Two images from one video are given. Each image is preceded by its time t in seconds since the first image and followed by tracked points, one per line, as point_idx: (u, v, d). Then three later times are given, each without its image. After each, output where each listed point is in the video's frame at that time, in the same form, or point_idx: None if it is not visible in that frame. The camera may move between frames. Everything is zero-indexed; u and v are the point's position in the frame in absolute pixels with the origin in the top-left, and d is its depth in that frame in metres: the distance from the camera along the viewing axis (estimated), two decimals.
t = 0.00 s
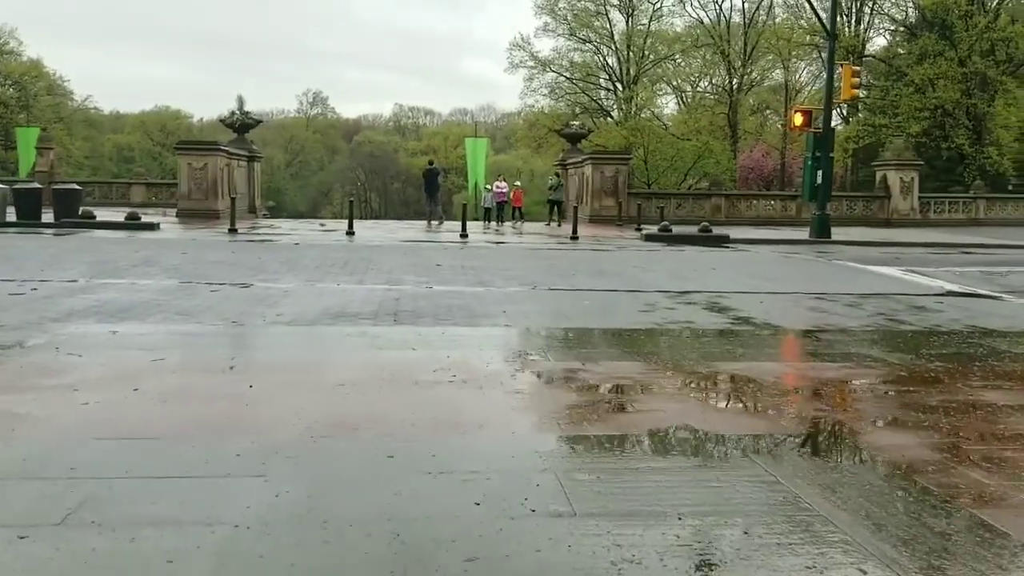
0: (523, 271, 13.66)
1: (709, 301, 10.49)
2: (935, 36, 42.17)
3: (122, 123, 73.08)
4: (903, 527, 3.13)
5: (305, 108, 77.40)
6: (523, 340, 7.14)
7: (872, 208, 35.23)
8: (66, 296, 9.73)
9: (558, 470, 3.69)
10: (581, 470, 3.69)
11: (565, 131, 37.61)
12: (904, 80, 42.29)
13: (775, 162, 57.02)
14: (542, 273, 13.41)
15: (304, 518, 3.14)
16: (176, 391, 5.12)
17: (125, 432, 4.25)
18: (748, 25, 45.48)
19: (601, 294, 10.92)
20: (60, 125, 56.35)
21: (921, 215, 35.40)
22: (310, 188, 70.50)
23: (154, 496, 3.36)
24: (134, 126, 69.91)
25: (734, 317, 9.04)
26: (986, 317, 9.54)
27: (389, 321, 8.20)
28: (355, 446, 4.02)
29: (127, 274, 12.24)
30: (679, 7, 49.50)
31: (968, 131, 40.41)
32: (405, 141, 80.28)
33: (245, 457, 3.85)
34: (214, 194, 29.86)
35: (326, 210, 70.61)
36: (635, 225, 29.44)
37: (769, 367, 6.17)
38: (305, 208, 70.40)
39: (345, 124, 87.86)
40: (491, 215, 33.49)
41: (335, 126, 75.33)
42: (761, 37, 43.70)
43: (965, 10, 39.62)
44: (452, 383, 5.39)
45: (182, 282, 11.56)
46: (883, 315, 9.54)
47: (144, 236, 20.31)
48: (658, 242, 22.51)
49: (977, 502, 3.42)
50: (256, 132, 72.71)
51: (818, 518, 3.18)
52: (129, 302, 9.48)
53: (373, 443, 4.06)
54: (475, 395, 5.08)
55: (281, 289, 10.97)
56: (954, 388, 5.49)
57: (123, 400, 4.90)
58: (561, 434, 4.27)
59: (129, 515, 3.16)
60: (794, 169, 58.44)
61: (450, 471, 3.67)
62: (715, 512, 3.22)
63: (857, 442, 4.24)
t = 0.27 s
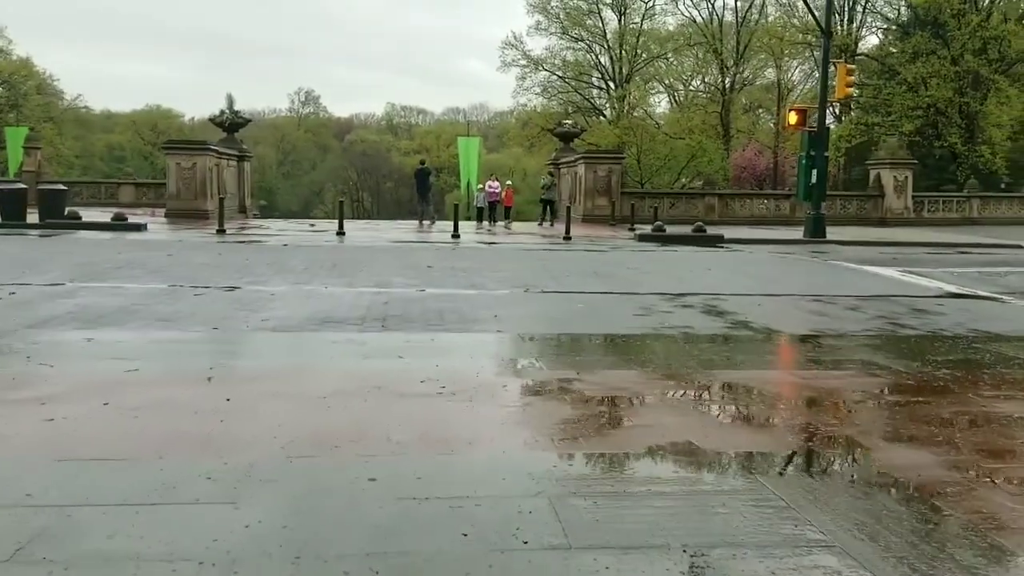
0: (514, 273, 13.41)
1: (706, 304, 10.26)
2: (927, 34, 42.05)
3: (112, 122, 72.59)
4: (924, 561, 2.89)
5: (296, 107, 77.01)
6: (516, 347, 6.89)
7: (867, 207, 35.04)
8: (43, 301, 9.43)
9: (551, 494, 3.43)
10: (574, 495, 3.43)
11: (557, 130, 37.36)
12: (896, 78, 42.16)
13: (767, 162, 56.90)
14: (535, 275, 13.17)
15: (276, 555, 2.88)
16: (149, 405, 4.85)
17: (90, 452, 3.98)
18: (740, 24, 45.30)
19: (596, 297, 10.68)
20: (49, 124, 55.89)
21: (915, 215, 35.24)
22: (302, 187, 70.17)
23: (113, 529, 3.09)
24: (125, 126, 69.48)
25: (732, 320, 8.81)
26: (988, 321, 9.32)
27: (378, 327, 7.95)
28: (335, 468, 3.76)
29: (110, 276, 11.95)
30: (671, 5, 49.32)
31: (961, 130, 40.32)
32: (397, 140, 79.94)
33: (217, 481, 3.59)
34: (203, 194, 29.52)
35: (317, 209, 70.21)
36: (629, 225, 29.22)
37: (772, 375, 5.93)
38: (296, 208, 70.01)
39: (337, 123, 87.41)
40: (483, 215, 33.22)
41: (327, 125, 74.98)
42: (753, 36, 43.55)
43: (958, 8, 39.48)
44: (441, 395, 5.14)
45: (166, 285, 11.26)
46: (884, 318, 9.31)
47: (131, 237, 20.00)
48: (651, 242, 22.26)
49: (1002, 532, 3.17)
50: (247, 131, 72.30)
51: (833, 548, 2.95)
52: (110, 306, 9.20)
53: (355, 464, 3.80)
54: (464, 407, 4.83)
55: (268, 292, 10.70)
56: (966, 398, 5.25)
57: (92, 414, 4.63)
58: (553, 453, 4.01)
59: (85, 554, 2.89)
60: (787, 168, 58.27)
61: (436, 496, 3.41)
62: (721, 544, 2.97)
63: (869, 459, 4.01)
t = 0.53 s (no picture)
0: (507, 275, 13.20)
1: (702, 308, 10.07)
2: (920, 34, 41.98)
3: (103, 122, 72.22)
4: None
5: (288, 106, 76.73)
6: (510, 356, 6.67)
7: (861, 207, 34.94)
8: (23, 306, 9.19)
9: (547, 523, 3.22)
10: (573, 524, 3.21)
11: (550, 130, 37.18)
12: (889, 79, 42.13)
13: (761, 162, 56.86)
14: (529, 278, 12.96)
15: None
16: (123, 421, 4.60)
17: (58, 474, 3.75)
18: (733, 24, 45.20)
19: (591, 301, 10.48)
20: (39, 123, 55.54)
21: (909, 215, 35.15)
22: (294, 186, 69.94)
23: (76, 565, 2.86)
24: (116, 125, 69.13)
25: (730, 326, 8.62)
26: (990, 326, 9.15)
27: (367, 333, 7.73)
28: (318, 493, 3.53)
29: (94, 280, 11.69)
30: (664, 4, 49.21)
31: (954, 130, 40.32)
32: (390, 139, 79.68)
33: (191, 508, 3.36)
34: (193, 194, 29.23)
35: (309, 209, 69.91)
36: (622, 226, 29.04)
37: (774, 387, 5.73)
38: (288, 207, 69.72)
39: (329, 122, 87.07)
40: (476, 215, 33.02)
41: (319, 125, 74.71)
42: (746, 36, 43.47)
43: (951, 9, 39.45)
44: (431, 408, 4.92)
45: (151, 289, 11.03)
46: (885, 323, 9.14)
47: (119, 238, 19.74)
48: (646, 243, 22.09)
49: None
50: (239, 130, 71.99)
51: None
52: (92, 311, 8.96)
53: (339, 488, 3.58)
54: (455, 424, 4.60)
55: (256, 296, 10.47)
56: (978, 412, 5.05)
57: (63, 431, 4.40)
58: (549, 473, 3.80)
59: None
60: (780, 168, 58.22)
61: (423, 526, 3.19)
62: None
63: (882, 481, 3.80)
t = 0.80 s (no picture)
0: (502, 277, 13.02)
1: (701, 312, 9.92)
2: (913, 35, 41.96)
3: (94, 121, 71.77)
4: None
5: (280, 106, 76.40)
6: (506, 363, 6.49)
7: (855, 208, 34.85)
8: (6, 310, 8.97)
9: (551, 547, 3.03)
10: (578, 549, 3.03)
11: (543, 130, 36.99)
12: (882, 79, 42.10)
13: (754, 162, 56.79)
14: (524, 279, 12.78)
15: None
16: (106, 433, 4.42)
17: (32, 494, 3.54)
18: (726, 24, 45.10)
19: (587, 304, 10.32)
20: (29, 122, 55.14)
21: (903, 216, 35.06)
22: (286, 185, 69.64)
23: None
24: (107, 124, 68.73)
25: (729, 330, 8.46)
26: (993, 330, 9.01)
27: (359, 338, 7.54)
28: (306, 513, 3.35)
29: (81, 282, 11.46)
30: (656, 4, 49.11)
31: (946, 131, 40.30)
32: (382, 138, 79.38)
33: (172, 531, 3.17)
34: (183, 194, 28.96)
35: (301, 208, 69.66)
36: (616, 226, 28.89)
37: (780, 394, 5.57)
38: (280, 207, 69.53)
39: (321, 121, 86.72)
40: (469, 215, 32.83)
41: (311, 124, 74.38)
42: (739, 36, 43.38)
43: (943, 9, 39.41)
44: (426, 420, 4.74)
45: (139, 292, 10.81)
46: (886, 327, 8.99)
47: (108, 239, 19.49)
48: (640, 244, 21.94)
49: None
50: (230, 130, 71.63)
51: None
52: (77, 315, 8.76)
53: (329, 508, 3.39)
54: (453, 435, 4.43)
55: (246, 300, 10.27)
56: (990, 423, 4.90)
57: (40, 445, 4.20)
58: (551, 490, 3.62)
59: None
60: (772, 168, 58.17)
61: (420, 551, 3.00)
62: None
63: (899, 499, 3.63)
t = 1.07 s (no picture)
0: (494, 281, 12.79)
1: (697, 319, 9.73)
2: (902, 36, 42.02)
3: (79, 119, 71.19)
4: None
5: (267, 104, 75.97)
6: (501, 376, 6.26)
7: (844, 210, 34.79)
8: None
9: None
10: None
11: (533, 130, 36.79)
12: (870, 80, 42.15)
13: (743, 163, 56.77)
14: (516, 284, 12.56)
15: None
16: (79, 457, 4.16)
17: None
18: (715, 25, 45.10)
19: (581, 310, 10.11)
20: (13, 120, 54.60)
21: (892, 217, 35.02)
22: (273, 185, 69.24)
23: None
24: (92, 123, 68.17)
25: (727, 338, 8.27)
26: (995, 337, 8.85)
27: (348, 347, 7.30)
28: (293, 550, 3.11)
29: (61, 286, 11.16)
30: (645, 4, 49.04)
31: (934, 132, 40.34)
32: (370, 138, 79.04)
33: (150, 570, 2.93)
34: (169, 194, 28.62)
35: (288, 208, 69.30)
36: (606, 228, 28.71)
37: (789, 410, 5.36)
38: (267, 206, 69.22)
39: (308, 121, 86.37)
40: (458, 216, 32.60)
41: (299, 123, 73.97)
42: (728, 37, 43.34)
43: (932, 10, 39.49)
44: (420, 438, 4.51)
45: (121, 297, 10.53)
46: (887, 334, 8.82)
47: (91, 240, 19.16)
48: (631, 246, 21.75)
49: None
50: (217, 129, 71.15)
51: None
52: (55, 322, 8.48)
53: (320, 543, 3.17)
54: (449, 458, 4.19)
55: (231, 305, 10.01)
56: (1007, 442, 4.70)
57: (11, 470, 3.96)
58: (557, 520, 3.40)
59: None
60: (761, 169, 58.21)
61: None
62: None
63: (923, 529, 3.42)
